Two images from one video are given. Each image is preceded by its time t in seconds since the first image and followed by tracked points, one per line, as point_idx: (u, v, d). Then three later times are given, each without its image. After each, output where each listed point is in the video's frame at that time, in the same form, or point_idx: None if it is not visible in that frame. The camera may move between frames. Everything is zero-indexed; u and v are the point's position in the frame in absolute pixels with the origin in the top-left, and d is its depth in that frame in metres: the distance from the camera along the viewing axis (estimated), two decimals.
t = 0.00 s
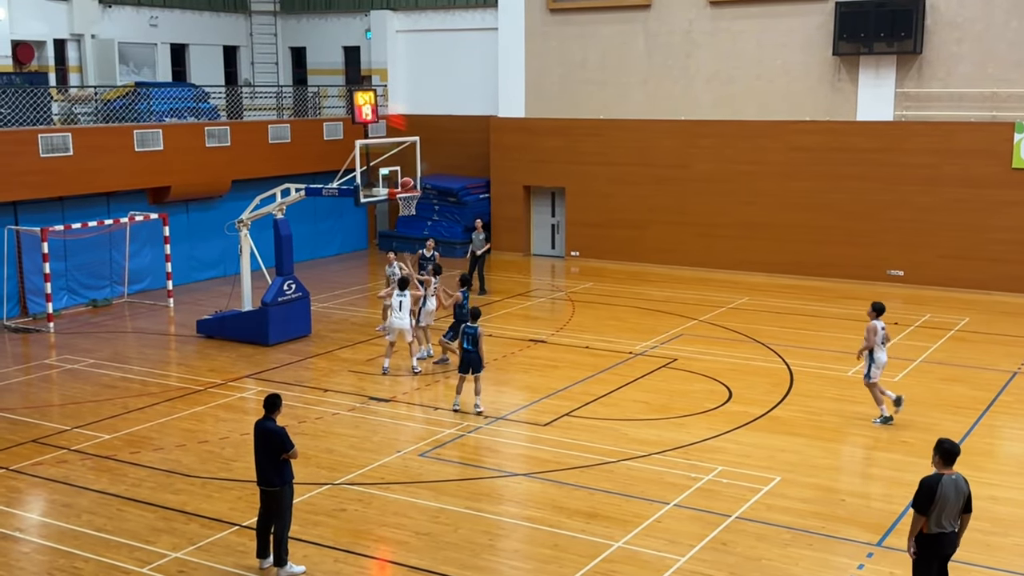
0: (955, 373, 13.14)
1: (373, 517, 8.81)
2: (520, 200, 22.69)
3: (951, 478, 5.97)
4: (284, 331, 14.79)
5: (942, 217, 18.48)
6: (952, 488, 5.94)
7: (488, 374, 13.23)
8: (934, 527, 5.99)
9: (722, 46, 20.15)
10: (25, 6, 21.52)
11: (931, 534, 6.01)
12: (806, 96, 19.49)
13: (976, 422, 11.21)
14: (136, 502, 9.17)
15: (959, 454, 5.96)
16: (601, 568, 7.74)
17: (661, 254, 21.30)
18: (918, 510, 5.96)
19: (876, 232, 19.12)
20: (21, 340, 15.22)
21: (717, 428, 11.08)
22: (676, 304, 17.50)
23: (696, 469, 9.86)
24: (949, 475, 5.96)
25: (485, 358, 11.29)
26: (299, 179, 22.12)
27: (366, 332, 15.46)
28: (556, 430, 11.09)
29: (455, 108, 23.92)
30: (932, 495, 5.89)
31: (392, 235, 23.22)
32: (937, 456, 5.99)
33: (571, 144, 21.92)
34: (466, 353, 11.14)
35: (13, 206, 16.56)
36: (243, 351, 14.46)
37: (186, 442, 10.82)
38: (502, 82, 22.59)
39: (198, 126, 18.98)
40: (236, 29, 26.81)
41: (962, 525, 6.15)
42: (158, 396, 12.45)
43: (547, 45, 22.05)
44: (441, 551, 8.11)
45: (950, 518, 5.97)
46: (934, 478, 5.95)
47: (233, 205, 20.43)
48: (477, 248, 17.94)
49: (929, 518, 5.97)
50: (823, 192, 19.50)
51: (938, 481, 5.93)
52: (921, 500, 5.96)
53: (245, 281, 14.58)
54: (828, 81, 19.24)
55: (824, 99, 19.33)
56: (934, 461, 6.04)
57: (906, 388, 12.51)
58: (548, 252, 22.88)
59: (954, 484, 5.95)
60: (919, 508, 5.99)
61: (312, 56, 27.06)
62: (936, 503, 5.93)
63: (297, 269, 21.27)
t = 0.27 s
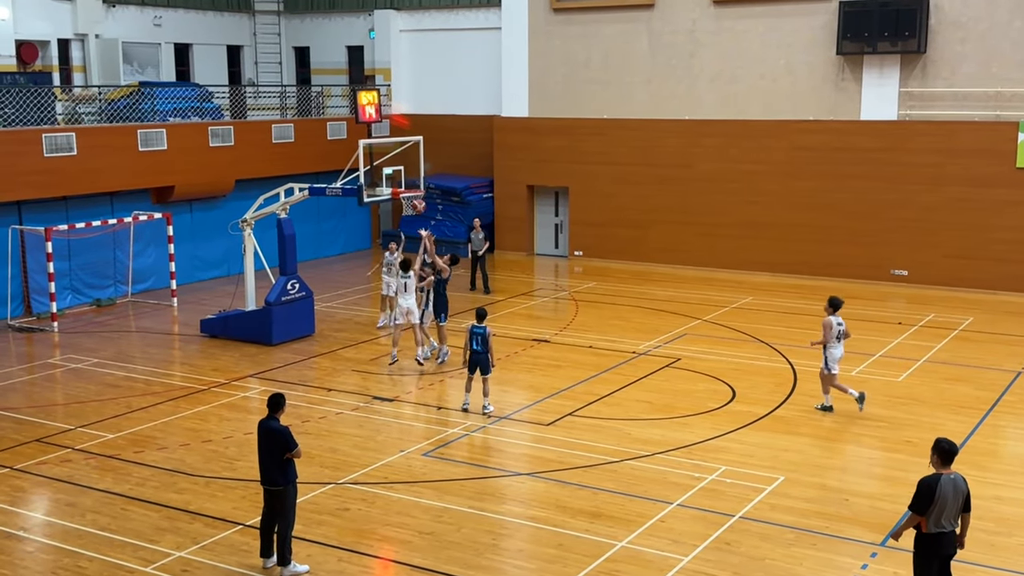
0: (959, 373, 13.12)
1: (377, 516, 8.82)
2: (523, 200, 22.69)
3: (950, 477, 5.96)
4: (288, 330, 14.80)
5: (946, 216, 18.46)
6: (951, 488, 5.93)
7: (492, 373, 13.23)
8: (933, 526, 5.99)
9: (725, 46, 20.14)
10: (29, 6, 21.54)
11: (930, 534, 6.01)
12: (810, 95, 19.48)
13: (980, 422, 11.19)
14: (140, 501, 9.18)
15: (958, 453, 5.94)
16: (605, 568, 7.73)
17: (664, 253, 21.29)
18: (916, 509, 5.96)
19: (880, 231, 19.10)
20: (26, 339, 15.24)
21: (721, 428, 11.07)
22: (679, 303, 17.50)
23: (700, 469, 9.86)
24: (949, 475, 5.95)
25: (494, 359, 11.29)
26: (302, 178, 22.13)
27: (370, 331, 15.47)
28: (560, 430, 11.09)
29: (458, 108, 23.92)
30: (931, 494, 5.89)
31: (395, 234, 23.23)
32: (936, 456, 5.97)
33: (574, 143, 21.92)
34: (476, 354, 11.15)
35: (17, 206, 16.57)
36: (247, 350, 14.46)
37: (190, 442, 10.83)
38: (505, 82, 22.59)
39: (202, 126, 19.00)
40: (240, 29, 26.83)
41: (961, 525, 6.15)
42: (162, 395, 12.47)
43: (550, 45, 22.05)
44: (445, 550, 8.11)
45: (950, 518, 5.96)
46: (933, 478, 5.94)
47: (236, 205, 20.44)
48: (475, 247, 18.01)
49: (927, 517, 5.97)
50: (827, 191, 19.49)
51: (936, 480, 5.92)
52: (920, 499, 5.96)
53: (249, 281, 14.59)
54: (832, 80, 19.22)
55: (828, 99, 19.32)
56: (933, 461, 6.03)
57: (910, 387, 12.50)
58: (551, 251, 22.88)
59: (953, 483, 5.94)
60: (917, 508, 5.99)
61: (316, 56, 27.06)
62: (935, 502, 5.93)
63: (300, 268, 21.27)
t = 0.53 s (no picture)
0: (962, 373, 13.10)
1: (380, 515, 8.82)
2: (526, 199, 22.68)
3: (952, 478, 5.96)
4: (291, 329, 14.81)
5: (950, 215, 18.44)
6: (952, 487, 5.93)
7: (495, 372, 13.23)
8: (935, 526, 5.98)
9: (728, 45, 20.13)
10: (32, 5, 21.56)
11: (932, 534, 6.00)
12: (812, 94, 19.46)
13: (983, 421, 11.18)
14: (143, 500, 9.19)
15: (959, 453, 5.92)
16: (607, 567, 7.73)
17: (667, 253, 21.28)
18: (918, 510, 5.95)
19: (883, 230, 19.08)
20: (29, 338, 15.27)
21: (723, 427, 11.07)
22: (682, 302, 17.49)
23: (703, 468, 9.85)
24: (950, 475, 5.95)
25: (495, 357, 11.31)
26: (305, 177, 22.14)
27: (372, 330, 15.48)
28: (562, 429, 11.08)
29: (461, 107, 23.92)
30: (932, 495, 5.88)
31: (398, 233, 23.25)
32: (937, 456, 5.96)
33: (577, 142, 21.91)
34: (478, 352, 11.12)
35: (20, 205, 16.60)
36: (250, 349, 14.48)
37: (193, 440, 10.84)
38: (508, 80, 22.57)
39: (205, 125, 19.01)
40: (242, 28, 26.85)
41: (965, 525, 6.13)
42: (165, 394, 12.48)
43: (553, 44, 22.04)
44: (447, 549, 8.11)
45: (951, 517, 5.96)
46: (934, 479, 5.93)
47: (239, 204, 20.46)
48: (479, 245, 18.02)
49: (929, 518, 5.96)
50: (830, 190, 19.47)
51: (937, 481, 5.92)
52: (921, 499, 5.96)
53: (252, 280, 14.60)
54: (835, 79, 19.20)
55: (831, 98, 19.30)
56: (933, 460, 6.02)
57: (913, 387, 12.49)
58: (553, 250, 22.88)
59: (954, 483, 5.94)
60: (918, 508, 5.98)
61: (319, 55, 27.07)
62: (936, 503, 5.93)
63: (303, 267, 21.28)
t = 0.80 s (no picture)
0: (965, 371, 13.09)
1: (383, 513, 8.83)
2: (529, 197, 22.68)
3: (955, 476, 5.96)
4: (294, 328, 14.82)
5: (954, 214, 18.41)
6: (956, 485, 5.93)
7: (498, 371, 13.24)
8: (939, 526, 5.98)
9: (732, 43, 20.10)
10: (35, 4, 21.57)
11: (937, 534, 5.99)
12: (816, 93, 19.44)
13: (987, 420, 11.17)
14: (147, 498, 9.20)
15: (962, 451, 5.93)
16: (611, 566, 7.73)
17: (670, 251, 21.27)
18: (923, 510, 5.94)
19: (886, 229, 19.06)
20: (33, 336, 15.29)
21: (727, 426, 11.07)
22: (686, 301, 17.48)
23: (706, 467, 9.85)
24: (954, 474, 5.95)
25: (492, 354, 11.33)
26: (308, 176, 22.16)
27: (375, 329, 15.49)
28: (565, 427, 11.09)
29: (464, 105, 23.91)
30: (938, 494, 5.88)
31: (402, 232, 23.26)
32: (939, 456, 5.95)
33: (580, 141, 21.90)
34: (478, 350, 11.11)
35: (24, 204, 16.62)
36: (253, 347, 14.49)
37: (196, 439, 10.85)
38: (511, 79, 22.56)
39: (208, 123, 19.02)
40: (246, 27, 26.86)
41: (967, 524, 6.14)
42: (168, 392, 12.49)
43: (556, 42, 22.02)
44: (450, 548, 8.11)
45: (956, 516, 5.96)
46: (938, 478, 5.93)
47: (242, 202, 20.47)
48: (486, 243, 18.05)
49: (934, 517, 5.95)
50: (833, 189, 19.45)
51: (942, 479, 5.92)
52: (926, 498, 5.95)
53: (255, 279, 14.62)
54: (838, 78, 19.18)
55: (835, 96, 19.28)
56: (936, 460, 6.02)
57: (917, 385, 12.47)
58: (557, 249, 22.87)
59: (958, 482, 5.94)
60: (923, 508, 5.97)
61: (322, 53, 27.10)
62: (941, 502, 5.92)
63: (307, 266, 21.30)
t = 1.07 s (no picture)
0: (970, 369, 13.08)
1: (387, 511, 8.83)
2: (533, 195, 22.67)
3: (960, 475, 5.96)
4: (298, 325, 14.83)
5: (958, 212, 18.39)
6: (962, 483, 5.94)
7: (502, 369, 13.24)
8: (944, 524, 5.98)
9: (736, 41, 20.08)
10: (40, 2, 21.58)
11: (941, 533, 5.99)
12: (821, 91, 19.41)
13: (991, 419, 11.15)
14: (151, 496, 9.22)
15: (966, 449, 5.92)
16: (615, 564, 7.73)
17: (674, 249, 21.26)
18: (928, 507, 5.95)
19: (891, 227, 19.04)
20: (37, 334, 15.32)
21: (731, 424, 11.06)
22: (690, 299, 17.47)
23: (710, 465, 9.85)
24: (959, 473, 5.95)
25: (486, 360, 11.40)
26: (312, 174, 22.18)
27: (379, 327, 15.49)
28: (569, 425, 11.09)
29: (469, 103, 23.91)
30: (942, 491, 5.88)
31: (406, 230, 23.27)
32: (943, 454, 5.95)
33: (584, 139, 21.89)
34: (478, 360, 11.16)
35: (28, 201, 16.65)
36: (257, 345, 14.50)
37: (201, 436, 10.87)
38: (515, 77, 22.55)
39: (212, 121, 19.03)
40: (250, 25, 26.86)
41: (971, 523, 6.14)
42: (172, 390, 12.52)
43: (560, 40, 22.01)
44: (454, 545, 8.11)
45: (960, 515, 5.95)
46: (943, 476, 5.93)
47: (246, 200, 20.48)
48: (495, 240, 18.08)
49: (939, 515, 5.95)
50: (837, 187, 19.43)
51: (947, 477, 5.92)
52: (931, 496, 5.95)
53: (259, 276, 14.63)
54: (843, 75, 19.15)
55: (839, 94, 19.25)
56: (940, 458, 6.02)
57: (922, 384, 12.46)
58: (560, 247, 22.87)
59: (963, 480, 5.94)
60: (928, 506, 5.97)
61: (326, 51, 27.14)
62: (947, 499, 5.93)
63: (311, 264, 21.31)
